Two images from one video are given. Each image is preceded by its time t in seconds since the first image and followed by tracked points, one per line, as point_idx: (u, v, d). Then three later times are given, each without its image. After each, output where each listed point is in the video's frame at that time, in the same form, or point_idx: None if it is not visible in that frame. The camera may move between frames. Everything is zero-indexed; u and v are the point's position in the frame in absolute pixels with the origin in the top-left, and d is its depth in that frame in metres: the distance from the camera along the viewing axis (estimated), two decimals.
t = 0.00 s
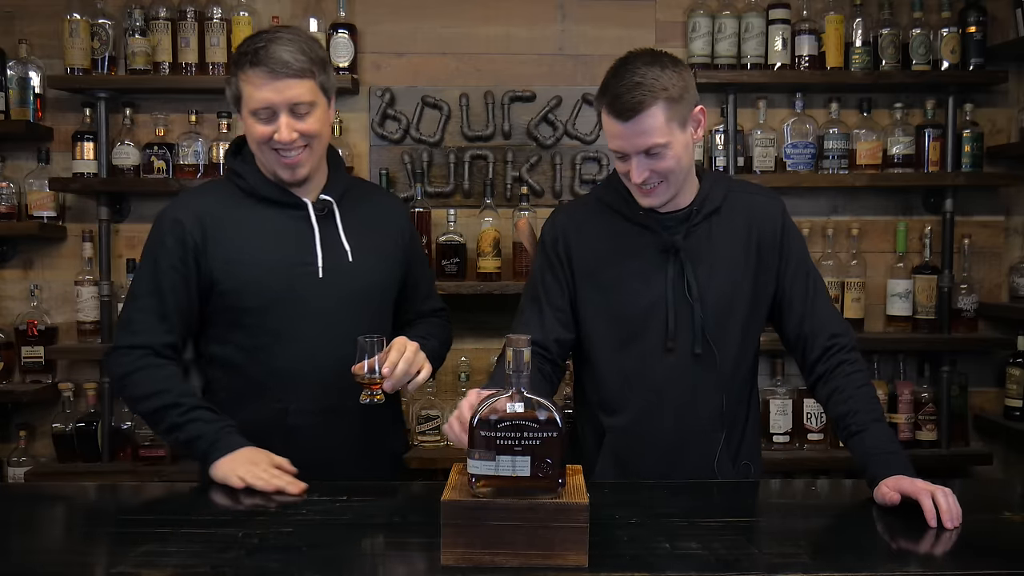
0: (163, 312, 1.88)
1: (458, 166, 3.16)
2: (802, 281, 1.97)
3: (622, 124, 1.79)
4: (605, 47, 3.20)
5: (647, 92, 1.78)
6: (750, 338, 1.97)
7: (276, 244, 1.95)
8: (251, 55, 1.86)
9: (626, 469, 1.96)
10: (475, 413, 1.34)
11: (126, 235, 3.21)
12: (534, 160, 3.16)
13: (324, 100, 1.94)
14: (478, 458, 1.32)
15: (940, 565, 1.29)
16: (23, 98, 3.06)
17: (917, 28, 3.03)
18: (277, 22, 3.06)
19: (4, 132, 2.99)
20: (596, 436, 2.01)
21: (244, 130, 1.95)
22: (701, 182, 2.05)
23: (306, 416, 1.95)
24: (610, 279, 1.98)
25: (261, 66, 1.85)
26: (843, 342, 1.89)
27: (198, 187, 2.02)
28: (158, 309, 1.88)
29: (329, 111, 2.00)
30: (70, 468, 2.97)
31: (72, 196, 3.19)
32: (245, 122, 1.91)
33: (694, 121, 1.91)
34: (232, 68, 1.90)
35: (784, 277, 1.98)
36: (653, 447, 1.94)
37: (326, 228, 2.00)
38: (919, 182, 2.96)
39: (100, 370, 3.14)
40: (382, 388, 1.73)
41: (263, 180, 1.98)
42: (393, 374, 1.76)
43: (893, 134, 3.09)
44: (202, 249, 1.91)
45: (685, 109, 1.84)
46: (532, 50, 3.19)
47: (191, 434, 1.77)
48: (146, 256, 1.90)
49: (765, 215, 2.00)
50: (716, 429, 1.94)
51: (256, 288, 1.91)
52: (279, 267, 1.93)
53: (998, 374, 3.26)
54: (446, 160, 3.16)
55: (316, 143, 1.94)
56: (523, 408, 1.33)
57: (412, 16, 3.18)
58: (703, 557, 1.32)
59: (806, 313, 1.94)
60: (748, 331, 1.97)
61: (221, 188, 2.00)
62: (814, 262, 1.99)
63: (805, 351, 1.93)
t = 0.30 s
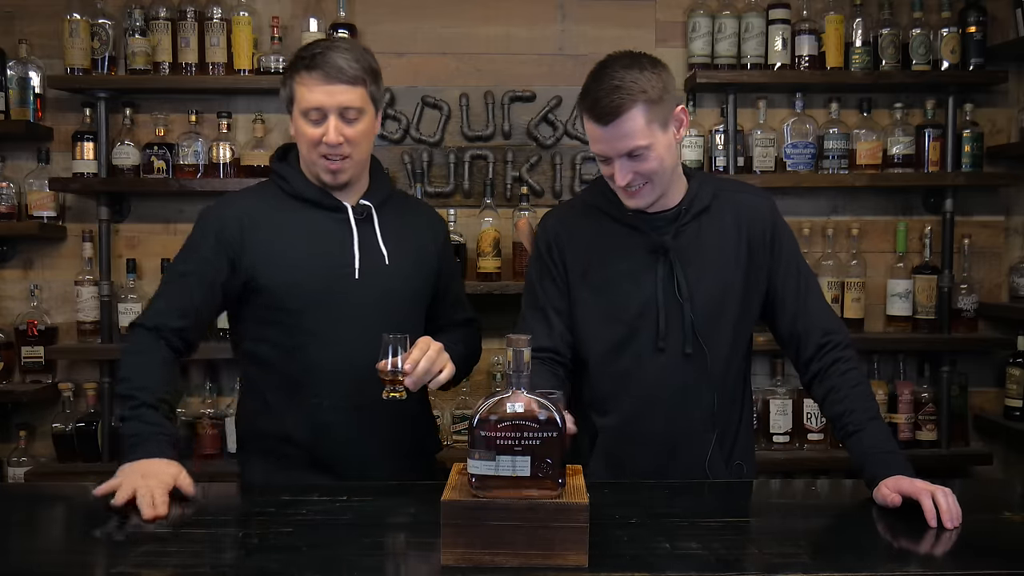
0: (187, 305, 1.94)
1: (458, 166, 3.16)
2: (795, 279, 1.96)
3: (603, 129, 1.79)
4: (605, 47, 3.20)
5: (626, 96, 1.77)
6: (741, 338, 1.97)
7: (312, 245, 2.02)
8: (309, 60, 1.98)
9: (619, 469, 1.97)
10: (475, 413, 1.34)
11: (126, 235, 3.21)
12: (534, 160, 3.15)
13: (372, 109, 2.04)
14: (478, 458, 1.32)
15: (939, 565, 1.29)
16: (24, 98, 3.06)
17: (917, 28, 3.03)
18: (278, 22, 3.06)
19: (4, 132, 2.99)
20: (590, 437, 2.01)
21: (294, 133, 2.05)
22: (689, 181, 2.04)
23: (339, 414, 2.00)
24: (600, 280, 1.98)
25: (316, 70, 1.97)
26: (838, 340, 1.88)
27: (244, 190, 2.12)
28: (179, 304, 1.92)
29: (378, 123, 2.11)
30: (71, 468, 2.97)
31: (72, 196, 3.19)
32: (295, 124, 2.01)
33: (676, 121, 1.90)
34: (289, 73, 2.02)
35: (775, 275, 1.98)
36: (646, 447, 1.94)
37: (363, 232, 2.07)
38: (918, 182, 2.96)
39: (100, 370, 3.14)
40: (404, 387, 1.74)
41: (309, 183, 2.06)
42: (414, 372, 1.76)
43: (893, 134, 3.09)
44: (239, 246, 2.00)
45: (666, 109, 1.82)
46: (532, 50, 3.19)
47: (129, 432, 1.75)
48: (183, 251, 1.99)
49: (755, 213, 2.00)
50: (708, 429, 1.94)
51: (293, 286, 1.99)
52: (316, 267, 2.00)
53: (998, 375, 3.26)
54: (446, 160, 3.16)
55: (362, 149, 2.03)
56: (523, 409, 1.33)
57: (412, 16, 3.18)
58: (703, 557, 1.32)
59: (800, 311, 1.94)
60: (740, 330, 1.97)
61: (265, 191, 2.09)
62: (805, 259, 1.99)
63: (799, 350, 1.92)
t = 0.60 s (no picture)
0: (237, 302, 2.00)
1: (458, 166, 3.16)
2: (793, 276, 1.96)
3: (591, 136, 1.79)
4: (605, 47, 3.20)
5: (614, 102, 1.77)
6: (738, 337, 1.96)
7: (334, 243, 2.07)
8: (330, 59, 2.04)
9: (617, 469, 1.96)
10: (475, 413, 1.34)
11: (126, 235, 3.21)
12: (534, 160, 3.15)
13: (390, 109, 2.09)
14: (478, 458, 1.33)
15: (939, 565, 1.29)
16: (24, 98, 3.06)
17: (917, 28, 3.03)
18: (278, 22, 3.06)
19: (4, 132, 2.99)
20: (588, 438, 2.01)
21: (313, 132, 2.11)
22: (683, 181, 2.04)
23: (356, 411, 2.05)
24: (595, 281, 1.99)
25: (337, 68, 2.03)
26: (837, 338, 1.88)
27: (269, 188, 2.16)
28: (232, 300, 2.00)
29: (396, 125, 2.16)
30: (71, 468, 2.97)
31: (72, 196, 3.19)
32: (314, 122, 2.07)
33: (667, 125, 1.89)
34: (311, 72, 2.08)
35: (773, 274, 1.98)
36: (644, 447, 1.94)
37: (386, 232, 2.13)
38: (918, 182, 2.96)
39: (100, 370, 3.14)
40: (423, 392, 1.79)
41: (331, 182, 2.11)
42: (433, 377, 1.81)
43: (893, 134, 3.09)
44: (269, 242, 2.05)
45: (656, 115, 1.82)
46: (532, 50, 3.19)
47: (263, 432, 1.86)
48: (218, 246, 2.05)
49: (751, 212, 2.00)
50: (706, 429, 1.94)
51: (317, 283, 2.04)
52: (338, 265, 2.06)
53: (998, 375, 3.26)
54: (446, 160, 3.16)
55: (379, 148, 2.08)
56: (523, 409, 1.33)
57: (412, 16, 3.18)
58: (703, 557, 1.32)
59: (799, 309, 1.94)
60: (737, 330, 1.97)
61: (289, 189, 2.14)
62: (803, 257, 1.99)
63: (799, 348, 1.92)
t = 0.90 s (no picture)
0: (226, 299, 2.03)
1: (458, 166, 3.16)
2: (796, 276, 1.96)
3: (596, 136, 1.79)
4: (605, 47, 3.20)
5: (619, 102, 1.77)
6: (740, 337, 1.96)
7: (342, 243, 2.08)
8: (345, 61, 2.07)
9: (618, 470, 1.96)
10: (475, 413, 1.34)
11: (126, 235, 3.21)
12: (534, 160, 3.15)
13: (403, 112, 2.11)
14: (478, 458, 1.33)
15: (939, 565, 1.29)
16: (24, 98, 3.06)
17: (917, 28, 3.03)
18: (278, 22, 3.06)
19: (4, 132, 2.99)
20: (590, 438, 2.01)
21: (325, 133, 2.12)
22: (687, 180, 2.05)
23: (363, 410, 2.05)
24: (596, 281, 1.99)
25: (351, 70, 2.05)
26: (840, 337, 1.88)
27: (276, 188, 2.17)
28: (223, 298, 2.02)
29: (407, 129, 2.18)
30: (71, 468, 2.97)
31: (72, 196, 3.19)
32: (328, 122, 2.08)
33: (670, 126, 1.88)
34: (325, 74, 2.10)
35: (775, 273, 1.98)
36: (645, 447, 1.94)
37: (393, 232, 2.13)
38: (919, 182, 2.96)
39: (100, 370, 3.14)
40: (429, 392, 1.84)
41: (341, 183, 2.12)
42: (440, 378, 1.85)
43: (893, 134, 3.09)
44: (274, 242, 2.05)
45: (660, 115, 1.82)
46: (532, 50, 3.19)
47: (246, 412, 1.90)
48: (220, 247, 2.05)
49: (753, 211, 2.00)
50: (707, 429, 1.94)
51: (324, 282, 2.04)
52: (347, 265, 2.06)
53: (998, 375, 3.26)
54: (446, 160, 3.16)
55: (391, 150, 2.09)
56: (523, 409, 1.33)
57: (412, 16, 3.18)
58: (703, 557, 1.32)
59: (801, 309, 1.93)
60: (739, 329, 1.97)
61: (298, 190, 2.14)
62: (806, 256, 1.98)
63: (802, 348, 1.92)
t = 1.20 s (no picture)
0: (255, 302, 2.01)
1: (458, 166, 3.15)
2: (800, 275, 1.95)
3: (598, 137, 1.79)
4: (605, 47, 3.20)
5: (621, 103, 1.77)
6: (744, 336, 1.96)
7: (344, 243, 2.08)
8: (342, 59, 2.06)
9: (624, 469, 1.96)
10: (475, 413, 1.34)
11: (126, 235, 3.21)
12: (534, 160, 3.15)
13: (402, 109, 2.11)
14: (478, 458, 1.33)
15: (939, 565, 1.29)
16: (24, 98, 3.06)
17: (917, 28, 3.03)
18: (278, 22, 3.06)
19: (4, 132, 2.99)
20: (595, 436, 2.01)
21: (325, 132, 2.12)
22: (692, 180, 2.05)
23: (362, 409, 2.06)
24: (603, 281, 1.99)
25: (349, 68, 2.05)
26: (843, 337, 1.87)
27: (277, 188, 2.18)
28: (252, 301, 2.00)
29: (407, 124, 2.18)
30: (71, 468, 2.97)
31: (72, 196, 3.19)
32: (327, 122, 2.08)
33: (674, 127, 1.88)
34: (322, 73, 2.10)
35: (780, 273, 1.98)
36: (650, 445, 1.94)
37: (393, 231, 2.13)
38: (918, 182, 2.96)
39: (100, 370, 3.14)
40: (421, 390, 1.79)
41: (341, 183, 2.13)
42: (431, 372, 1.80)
43: (893, 134, 3.09)
44: (283, 241, 2.05)
45: (663, 116, 1.82)
46: (532, 50, 3.19)
47: (271, 430, 1.83)
48: (232, 247, 2.05)
49: (757, 211, 2.00)
50: (713, 428, 1.93)
51: (326, 281, 2.04)
52: (347, 265, 2.06)
53: (998, 374, 3.26)
54: (446, 160, 3.16)
55: (392, 147, 2.09)
56: (523, 409, 1.33)
57: (412, 16, 3.18)
58: (703, 557, 1.32)
59: (805, 309, 1.93)
60: (744, 329, 1.96)
61: (300, 190, 2.14)
62: (810, 256, 1.98)
63: (805, 348, 1.92)
